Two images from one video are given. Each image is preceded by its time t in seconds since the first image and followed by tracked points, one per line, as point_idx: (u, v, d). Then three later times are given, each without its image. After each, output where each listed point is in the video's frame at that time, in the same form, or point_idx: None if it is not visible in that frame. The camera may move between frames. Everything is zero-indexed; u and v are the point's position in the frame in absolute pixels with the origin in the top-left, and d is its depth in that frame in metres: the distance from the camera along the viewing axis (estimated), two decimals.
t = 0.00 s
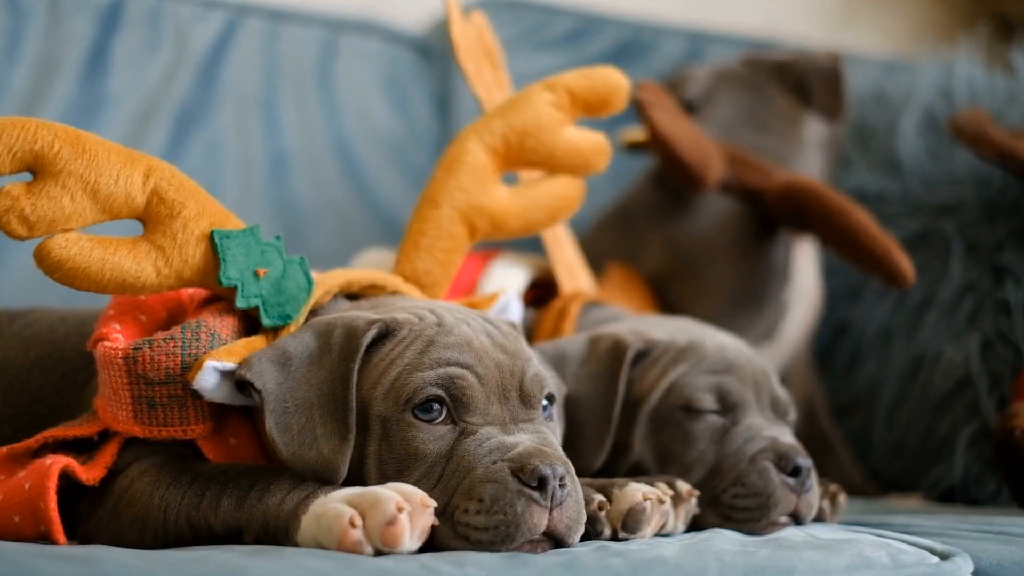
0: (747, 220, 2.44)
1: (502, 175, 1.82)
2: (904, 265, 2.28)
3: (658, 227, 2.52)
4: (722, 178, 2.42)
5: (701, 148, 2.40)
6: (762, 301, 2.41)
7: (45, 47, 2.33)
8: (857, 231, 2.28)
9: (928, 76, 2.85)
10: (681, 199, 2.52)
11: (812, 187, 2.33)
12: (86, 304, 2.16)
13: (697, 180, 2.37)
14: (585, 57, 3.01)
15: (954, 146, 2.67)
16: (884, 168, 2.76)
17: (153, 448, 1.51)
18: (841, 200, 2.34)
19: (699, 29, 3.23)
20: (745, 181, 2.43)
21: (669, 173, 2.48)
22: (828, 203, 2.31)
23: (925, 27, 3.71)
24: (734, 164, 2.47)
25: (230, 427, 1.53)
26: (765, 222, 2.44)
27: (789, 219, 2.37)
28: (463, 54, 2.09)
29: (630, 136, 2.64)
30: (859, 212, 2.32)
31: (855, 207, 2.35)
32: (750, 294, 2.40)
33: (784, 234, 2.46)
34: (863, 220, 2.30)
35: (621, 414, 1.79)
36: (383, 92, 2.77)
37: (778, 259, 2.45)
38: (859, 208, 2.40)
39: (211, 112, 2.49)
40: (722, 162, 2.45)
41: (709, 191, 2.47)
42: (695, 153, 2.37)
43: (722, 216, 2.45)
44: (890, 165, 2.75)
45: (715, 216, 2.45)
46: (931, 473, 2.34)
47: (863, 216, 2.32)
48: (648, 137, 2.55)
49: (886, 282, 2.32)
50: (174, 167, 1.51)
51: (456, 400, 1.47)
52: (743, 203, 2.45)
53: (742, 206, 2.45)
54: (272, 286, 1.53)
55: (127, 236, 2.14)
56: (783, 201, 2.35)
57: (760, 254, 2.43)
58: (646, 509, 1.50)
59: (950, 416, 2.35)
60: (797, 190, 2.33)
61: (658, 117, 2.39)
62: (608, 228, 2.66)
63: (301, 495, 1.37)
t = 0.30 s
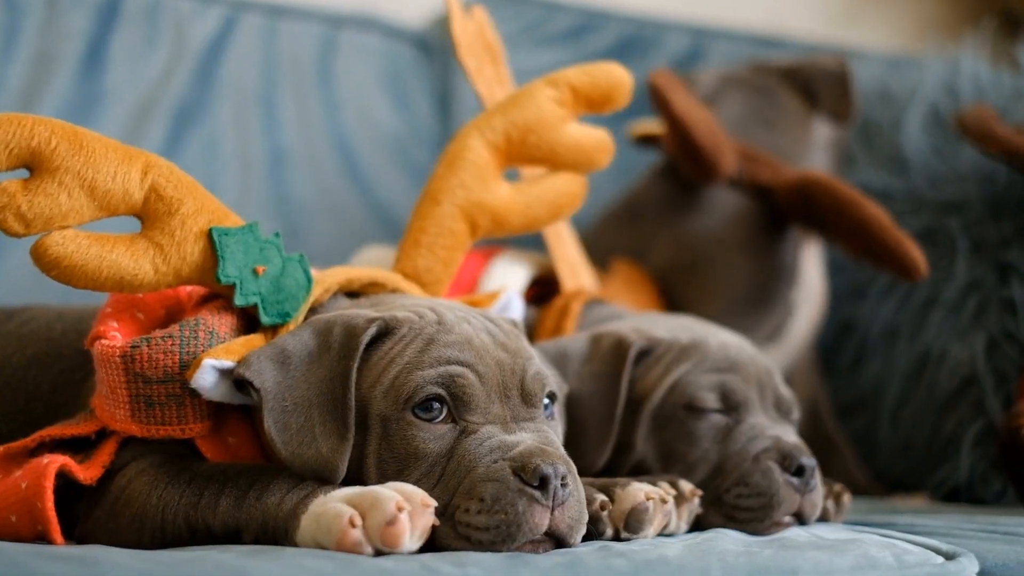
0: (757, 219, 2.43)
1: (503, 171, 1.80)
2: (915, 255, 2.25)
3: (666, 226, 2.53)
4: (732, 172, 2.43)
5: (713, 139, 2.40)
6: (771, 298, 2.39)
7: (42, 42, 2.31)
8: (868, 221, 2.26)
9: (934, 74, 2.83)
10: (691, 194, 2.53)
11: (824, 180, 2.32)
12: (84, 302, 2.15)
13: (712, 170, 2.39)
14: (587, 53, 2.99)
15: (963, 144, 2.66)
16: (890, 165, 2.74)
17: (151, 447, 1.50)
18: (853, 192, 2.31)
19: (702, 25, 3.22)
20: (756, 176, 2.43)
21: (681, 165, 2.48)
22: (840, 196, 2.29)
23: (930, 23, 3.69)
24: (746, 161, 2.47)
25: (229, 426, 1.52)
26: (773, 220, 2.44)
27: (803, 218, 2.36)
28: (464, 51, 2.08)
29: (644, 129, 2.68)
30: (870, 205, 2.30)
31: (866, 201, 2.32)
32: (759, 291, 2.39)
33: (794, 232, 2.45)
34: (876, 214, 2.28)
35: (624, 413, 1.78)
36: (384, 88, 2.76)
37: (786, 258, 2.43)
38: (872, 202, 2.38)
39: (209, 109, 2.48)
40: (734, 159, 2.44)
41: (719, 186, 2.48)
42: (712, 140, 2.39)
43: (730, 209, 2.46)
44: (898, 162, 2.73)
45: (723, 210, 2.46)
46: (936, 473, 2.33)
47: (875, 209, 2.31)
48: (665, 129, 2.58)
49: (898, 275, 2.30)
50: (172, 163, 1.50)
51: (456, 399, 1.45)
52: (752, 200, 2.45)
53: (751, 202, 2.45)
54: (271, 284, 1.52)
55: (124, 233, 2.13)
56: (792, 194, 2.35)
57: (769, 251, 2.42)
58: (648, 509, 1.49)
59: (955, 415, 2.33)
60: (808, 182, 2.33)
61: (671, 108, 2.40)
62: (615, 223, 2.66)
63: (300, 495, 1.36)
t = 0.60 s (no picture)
0: (763, 219, 2.42)
1: (504, 173, 1.79)
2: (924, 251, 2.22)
3: (673, 226, 2.50)
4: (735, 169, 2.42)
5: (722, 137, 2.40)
6: (779, 299, 2.39)
7: (39, 40, 2.30)
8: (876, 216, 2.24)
9: (937, 74, 2.82)
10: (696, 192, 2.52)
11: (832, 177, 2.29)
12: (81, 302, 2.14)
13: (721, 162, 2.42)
14: (587, 53, 2.98)
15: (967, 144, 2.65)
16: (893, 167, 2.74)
17: (148, 451, 1.48)
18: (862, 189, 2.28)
19: (704, 25, 3.20)
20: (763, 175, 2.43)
21: (688, 161, 2.50)
22: (848, 193, 2.26)
23: (934, 22, 3.68)
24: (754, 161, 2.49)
25: (227, 430, 1.50)
26: (781, 221, 2.43)
27: (814, 219, 2.33)
28: (464, 50, 2.06)
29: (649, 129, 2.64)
30: (878, 201, 2.26)
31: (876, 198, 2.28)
32: (765, 291, 2.37)
33: (801, 234, 2.45)
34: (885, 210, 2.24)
35: (625, 416, 1.77)
36: (383, 88, 2.74)
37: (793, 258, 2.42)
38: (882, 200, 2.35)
39: (207, 108, 2.46)
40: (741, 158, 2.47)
41: (723, 183, 2.47)
42: (722, 132, 2.40)
43: (737, 208, 2.44)
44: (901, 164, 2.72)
45: (730, 209, 2.44)
46: (940, 476, 2.31)
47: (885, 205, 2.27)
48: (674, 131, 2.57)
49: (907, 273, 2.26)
50: (170, 164, 1.49)
51: (454, 403, 1.44)
52: (760, 200, 2.45)
53: (758, 202, 2.44)
54: (269, 286, 1.50)
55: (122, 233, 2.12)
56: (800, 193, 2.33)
57: (775, 251, 2.40)
58: (649, 514, 1.48)
59: (958, 417, 2.31)
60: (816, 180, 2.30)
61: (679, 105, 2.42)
62: (618, 226, 2.64)
63: (298, 499, 1.35)
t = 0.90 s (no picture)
0: (770, 222, 2.44)
1: (505, 174, 1.78)
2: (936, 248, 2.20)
3: (680, 228, 2.52)
4: (745, 174, 2.43)
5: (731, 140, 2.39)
6: (789, 302, 2.38)
7: (34, 40, 2.28)
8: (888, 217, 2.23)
9: (940, 76, 2.81)
10: (703, 195, 2.53)
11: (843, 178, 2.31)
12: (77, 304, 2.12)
13: (731, 162, 2.41)
14: (587, 53, 2.97)
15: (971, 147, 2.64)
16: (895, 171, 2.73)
17: (144, 454, 1.47)
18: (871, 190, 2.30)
19: (705, 25, 3.19)
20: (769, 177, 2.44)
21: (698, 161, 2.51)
22: (859, 193, 2.27)
23: (935, 23, 3.67)
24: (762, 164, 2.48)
25: (223, 433, 1.49)
26: (789, 223, 2.45)
27: (825, 220, 2.35)
28: (463, 50, 2.05)
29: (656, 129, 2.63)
30: (890, 202, 2.27)
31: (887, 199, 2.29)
32: (774, 294, 2.38)
33: (809, 237, 2.46)
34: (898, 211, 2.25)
35: (625, 419, 1.75)
36: (380, 89, 2.73)
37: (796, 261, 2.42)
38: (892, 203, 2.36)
39: (204, 109, 2.44)
40: (750, 160, 2.45)
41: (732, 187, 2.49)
42: (735, 133, 2.39)
43: (745, 210, 2.46)
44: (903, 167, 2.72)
45: (736, 211, 2.47)
46: (942, 480, 2.30)
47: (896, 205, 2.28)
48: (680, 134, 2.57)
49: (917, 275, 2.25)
50: (168, 164, 1.47)
51: (451, 407, 1.43)
52: (767, 203, 2.46)
53: (766, 205, 2.46)
54: (268, 288, 1.49)
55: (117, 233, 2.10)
56: (811, 194, 2.34)
57: (784, 254, 2.41)
58: (649, 519, 1.47)
59: (960, 421, 2.30)
60: (827, 182, 2.32)
61: (687, 105, 2.41)
62: (619, 229, 2.65)
63: (295, 503, 1.33)
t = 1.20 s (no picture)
0: (768, 221, 2.43)
1: (503, 176, 1.77)
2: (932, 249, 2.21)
3: (680, 227, 2.51)
4: (743, 173, 2.43)
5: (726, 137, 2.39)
6: (787, 302, 2.37)
7: (29, 40, 2.27)
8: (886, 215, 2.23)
9: (941, 76, 2.80)
10: (702, 193, 2.52)
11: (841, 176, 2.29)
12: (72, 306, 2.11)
13: (727, 158, 2.41)
14: (587, 53, 2.95)
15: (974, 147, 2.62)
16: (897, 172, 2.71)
17: (139, 458, 1.45)
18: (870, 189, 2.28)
19: (705, 25, 3.18)
20: (767, 176, 2.42)
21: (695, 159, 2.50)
22: (857, 191, 2.26)
23: (936, 24, 3.66)
24: (758, 161, 2.45)
25: (218, 436, 1.47)
26: (789, 222, 2.43)
27: (824, 220, 2.33)
28: (460, 50, 2.04)
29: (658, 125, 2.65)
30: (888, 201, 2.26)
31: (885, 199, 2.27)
32: (773, 293, 2.37)
33: (809, 237, 2.44)
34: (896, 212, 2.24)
35: (624, 423, 1.74)
36: (377, 89, 2.72)
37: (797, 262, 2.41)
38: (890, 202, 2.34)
39: (199, 110, 2.43)
40: (747, 158, 2.44)
41: (729, 184, 2.48)
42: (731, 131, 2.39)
43: (744, 209, 2.45)
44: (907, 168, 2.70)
45: (736, 209, 2.46)
46: (944, 486, 2.29)
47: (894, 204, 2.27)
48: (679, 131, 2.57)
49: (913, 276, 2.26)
50: (163, 166, 1.46)
51: (447, 412, 1.41)
52: (766, 202, 2.44)
53: (765, 204, 2.45)
54: (263, 290, 1.48)
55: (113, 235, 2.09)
56: (808, 192, 2.32)
57: (783, 252, 2.40)
58: (648, 523, 1.45)
59: (962, 426, 2.29)
60: (825, 180, 2.30)
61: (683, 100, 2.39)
62: (618, 229, 2.63)
63: (291, 508, 1.32)
